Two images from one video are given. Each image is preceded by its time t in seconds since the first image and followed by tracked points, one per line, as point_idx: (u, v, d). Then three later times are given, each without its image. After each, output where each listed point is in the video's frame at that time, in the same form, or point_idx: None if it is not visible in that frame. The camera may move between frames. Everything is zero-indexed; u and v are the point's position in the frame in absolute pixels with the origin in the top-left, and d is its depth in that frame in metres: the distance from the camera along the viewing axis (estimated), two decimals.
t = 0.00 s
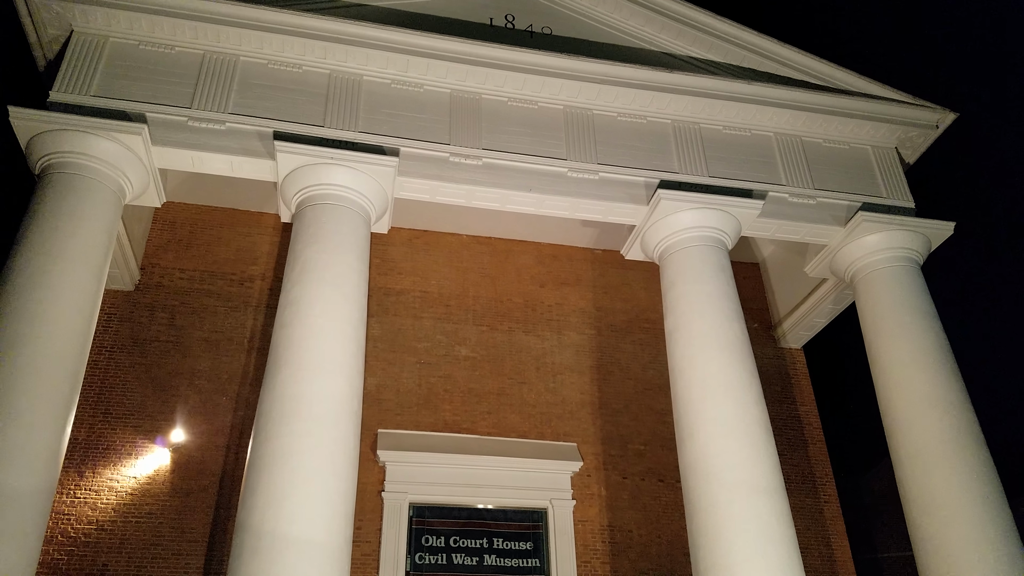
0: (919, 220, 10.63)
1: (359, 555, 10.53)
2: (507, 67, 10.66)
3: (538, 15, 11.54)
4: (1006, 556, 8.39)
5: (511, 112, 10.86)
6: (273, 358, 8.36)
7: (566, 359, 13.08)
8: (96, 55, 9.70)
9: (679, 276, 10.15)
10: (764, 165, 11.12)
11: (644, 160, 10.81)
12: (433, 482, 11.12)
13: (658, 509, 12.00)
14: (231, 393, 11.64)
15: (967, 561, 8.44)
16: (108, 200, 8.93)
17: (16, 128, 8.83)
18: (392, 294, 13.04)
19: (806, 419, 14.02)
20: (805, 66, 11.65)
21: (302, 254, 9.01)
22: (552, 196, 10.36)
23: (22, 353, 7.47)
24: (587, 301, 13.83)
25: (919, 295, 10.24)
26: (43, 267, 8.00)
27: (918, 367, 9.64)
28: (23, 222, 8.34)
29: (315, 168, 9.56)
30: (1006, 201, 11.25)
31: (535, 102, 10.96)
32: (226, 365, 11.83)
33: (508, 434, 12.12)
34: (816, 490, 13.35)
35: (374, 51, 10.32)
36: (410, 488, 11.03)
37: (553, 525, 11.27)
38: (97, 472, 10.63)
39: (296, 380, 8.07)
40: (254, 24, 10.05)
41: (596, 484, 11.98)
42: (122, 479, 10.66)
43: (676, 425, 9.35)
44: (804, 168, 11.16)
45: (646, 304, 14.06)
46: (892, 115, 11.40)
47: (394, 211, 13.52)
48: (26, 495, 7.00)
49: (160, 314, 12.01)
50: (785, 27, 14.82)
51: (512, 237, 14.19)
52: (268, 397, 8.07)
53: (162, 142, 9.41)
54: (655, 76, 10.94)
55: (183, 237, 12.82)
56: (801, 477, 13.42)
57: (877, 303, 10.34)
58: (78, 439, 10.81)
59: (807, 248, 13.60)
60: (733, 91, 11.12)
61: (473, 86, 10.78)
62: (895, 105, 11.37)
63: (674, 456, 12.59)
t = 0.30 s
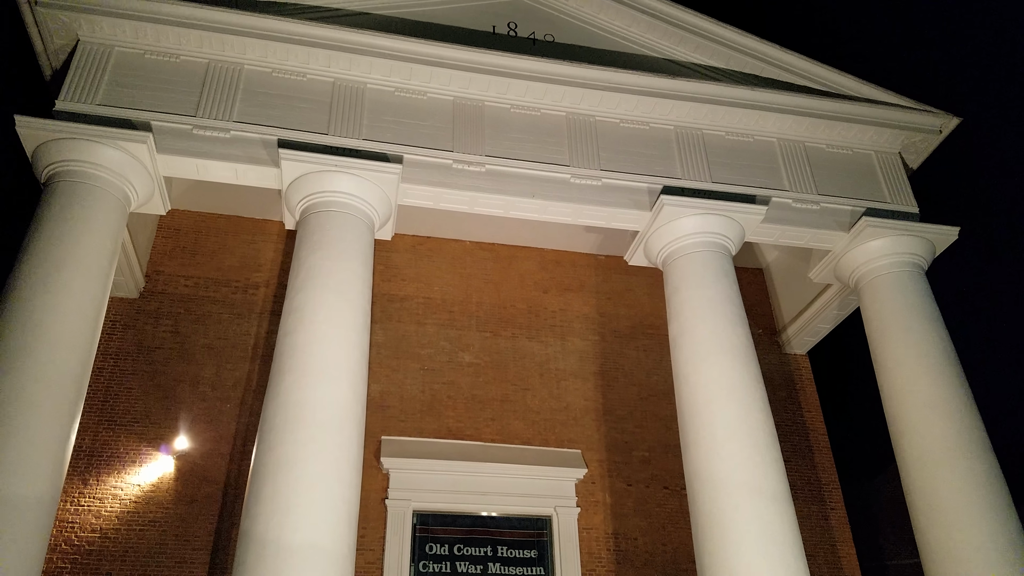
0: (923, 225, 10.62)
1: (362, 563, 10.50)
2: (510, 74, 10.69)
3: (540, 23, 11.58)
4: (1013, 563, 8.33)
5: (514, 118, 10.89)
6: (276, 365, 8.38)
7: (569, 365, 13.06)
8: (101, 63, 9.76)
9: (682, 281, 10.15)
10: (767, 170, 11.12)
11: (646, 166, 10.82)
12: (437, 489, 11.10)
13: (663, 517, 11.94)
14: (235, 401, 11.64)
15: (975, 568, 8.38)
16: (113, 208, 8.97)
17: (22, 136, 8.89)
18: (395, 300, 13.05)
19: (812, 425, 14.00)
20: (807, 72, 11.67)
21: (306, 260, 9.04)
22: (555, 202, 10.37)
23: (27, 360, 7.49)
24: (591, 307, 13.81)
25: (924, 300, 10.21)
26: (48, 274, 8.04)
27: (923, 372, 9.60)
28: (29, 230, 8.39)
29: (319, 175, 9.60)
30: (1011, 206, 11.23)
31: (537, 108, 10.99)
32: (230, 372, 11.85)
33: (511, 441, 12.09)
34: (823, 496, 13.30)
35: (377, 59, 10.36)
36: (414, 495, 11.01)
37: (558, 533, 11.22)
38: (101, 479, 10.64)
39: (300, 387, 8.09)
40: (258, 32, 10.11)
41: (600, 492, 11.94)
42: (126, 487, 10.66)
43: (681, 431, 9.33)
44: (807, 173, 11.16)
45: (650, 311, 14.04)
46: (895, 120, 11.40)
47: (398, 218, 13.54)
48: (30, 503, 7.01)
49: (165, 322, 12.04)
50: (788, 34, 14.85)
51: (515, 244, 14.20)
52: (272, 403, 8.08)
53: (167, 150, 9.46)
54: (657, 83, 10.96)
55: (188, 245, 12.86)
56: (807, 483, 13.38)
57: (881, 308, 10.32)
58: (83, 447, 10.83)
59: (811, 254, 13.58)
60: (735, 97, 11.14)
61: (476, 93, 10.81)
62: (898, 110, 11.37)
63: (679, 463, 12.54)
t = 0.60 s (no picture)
0: (923, 233, 10.64)
1: None
2: (511, 86, 10.73)
3: (540, 34, 11.64)
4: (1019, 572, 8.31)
5: (515, 129, 10.92)
6: (279, 376, 8.37)
7: (572, 375, 13.04)
8: (104, 77, 9.80)
9: (685, 291, 10.15)
10: (768, 180, 11.15)
11: (647, 176, 10.85)
12: (440, 501, 11.07)
13: (667, 527, 11.90)
14: (236, 413, 11.61)
15: None
16: (116, 221, 8.98)
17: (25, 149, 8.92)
18: (397, 311, 13.05)
19: (815, 433, 14.04)
20: (807, 82, 11.73)
21: (308, 271, 9.05)
22: (557, 212, 10.39)
23: (30, 373, 7.48)
24: (593, 317, 13.81)
25: (925, 308, 10.22)
26: (51, 287, 8.04)
27: (926, 380, 9.60)
28: (31, 243, 8.39)
29: (321, 187, 9.62)
30: (1011, 214, 11.26)
31: (538, 119, 11.03)
32: (232, 384, 11.83)
33: (514, 451, 12.07)
34: (826, 506, 13.32)
35: (379, 71, 10.40)
36: (417, 507, 10.99)
37: (561, 544, 11.20)
38: (102, 493, 10.60)
39: (303, 398, 8.08)
40: (260, 45, 10.14)
41: (603, 502, 11.90)
42: (128, 500, 10.63)
43: (684, 440, 9.31)
44: (808, 182, 11.19)
45: (652, 320, 14.04)
46: (894, 129, 11.44)
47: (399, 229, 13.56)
48: (32, 517, 6.98)
49: (166, 334, 12.04)
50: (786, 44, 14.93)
51: (516, 254, 14.21)
52: (275, 415, 8.06)
53: (170, 163, 9.48)
54: (657, 93, 11.01)
55: (190, 257, 12.87)
56: (811, 493, 13.40)
57: (883, 316, 10.32)
58: (84, 460, 10.80)
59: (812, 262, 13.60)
60: (736, 107, 11.18)
61: (477, 104, 10.85)
62: (897, 119, 11.41)
63: (683, 473, 12.50)
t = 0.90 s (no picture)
0: (925, 244, 10.65)
1: None
2: (512, 99, 10.77)
3: (541, 48, 11.69)
4: None
5: (517, 141, 10.95)
6: (281, 389, 8.36)
7: (574, 387, 13.02)
8: (107, 91, 9.84)
9: (686, 302, 10.15)
10: (769, 191, 11.17)
11: (648, 187, 10.87)
12: (442, 514, 11.04)
13: (670, 540, 11.85)
14: (238, 426, 11.59)
15: None
16: (118, 234, 9.00)
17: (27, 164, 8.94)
18: (399, 323, 13.06)
19: (819, 445, 14.02)
20: (807, 94, 11.77)
21: (311, 284, 9.05)
22: (558, 224, 10.40)
23: (31, 387, 7.47)
24: (595, 328, 13.80)
25: (928, 319, 10.21)
26: (53, 301, 8.04)
27: (930, 391, 9.57)
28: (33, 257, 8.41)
29: (323, 200, 9.65)
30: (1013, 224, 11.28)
31: (540, 131, 11.06)
32: (233, 397, 11.82)
33: (516, 463, 12.03)
34: (830, 518, 13.26)
35: (381, 85, 10.45)
36: (419, 520, 10.96)
37: (564, 557, 11.16)
38: (103, 506, 10.58)
39: (306, 410, 8.08)
40: (262, 58, 10.16)
41: (606, 515, 11.85)
42: (129, 514, 10.60)
43: (687, 453, 9.29)
44: (809, 193, 11.20)
45: (653, 331, 14.03)
46: (895, 140, 11.47)
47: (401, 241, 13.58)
48: (33, 532, 6.95)
49: (168, 347, 12.04)
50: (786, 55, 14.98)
51: (518, 265, 14.22)
52: (276, 428, 8.05)
53: (172, 176, 9.51)
54: (658, 106, 11.05)
55: (191, 269, 12.90)
56: (814, 505, 13.33)
57: (885, 326, 10.31)
58: (85, 474, 10.78)
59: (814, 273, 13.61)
60: (736, 119, 11.21)
61: (478, 117, 10.88)
62: (898, 130, 11.43)
63: (685, 485, 12.45)
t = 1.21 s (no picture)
0: (926, 255, 10.64)
1: None
2: (512, 111, 10.80)
3: (542, 60, 11.74)
4: None
5: (517, 153, 10.98)
6: (281, 400, 8.35)
7: (575, 398, 13.00)
8: (109, 104, 9.88)
9: (687, 313, 10.14)
10: (769, 203, 11.18)
11: (649, 199, 10.88)
12: (442, 526, 11.01)
13: (672, 553, 11.80)
14: (238, 437, 11.57)
15: None
16: (120, 246, 9.01)
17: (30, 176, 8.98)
18: (400, 334, 13.06)
19: (820, 457, 13.92)
20: (808, 106, 11.80)
21: (311, 295, 9.07)
22: (559, 236, 10.41)
23: (31, 399, 7.46)
24: (596, 339, 13.80)
25: (929, 330, 10.19)
26: (54, 314, 8.05)
27: (932, 402, 9.54)
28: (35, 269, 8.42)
29: (324, 212, 9.67)
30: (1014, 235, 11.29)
31: (540, 143, 11.09)
32: (234, 408, 11.80)
33: (518, 475, 12.00)
34: (833, 530, 13.11)
35: (382, 98, 10.48)
36: (419, 532, 10.94)
37: (565, 570, 11.16)
38: (104, 518, 10.55)
39: (307, 420, 8.07)
40: (264, 71, 10.20)
41: (608, 527, 11.82)
42: (129, 526, 10.57)
43: (689, 465, 9.26)
44: (810, 205, 11.21)
45: (654, 342, 14.01)
46: (895, 152, 11.48)
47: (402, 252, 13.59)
48: (33, 544, 6.93)
49: (169, 358, 12.04)
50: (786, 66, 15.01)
51: (519, 276, 14.22)
52: (276, 439, 8.03)
53: (174, 188, 9.53)
54: (658, 118, 11.08)
55: (193, 281, 12.92)
56: (817, 517, 13.21)
57: (887, 338, 10.29)
58: (86, 486, 10.77)
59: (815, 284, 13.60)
60: (737, 131, 11.24)
61: (479, 129, 10.91)
62: (899, 142, 11.44)
63: (687, 497, 12.41)
